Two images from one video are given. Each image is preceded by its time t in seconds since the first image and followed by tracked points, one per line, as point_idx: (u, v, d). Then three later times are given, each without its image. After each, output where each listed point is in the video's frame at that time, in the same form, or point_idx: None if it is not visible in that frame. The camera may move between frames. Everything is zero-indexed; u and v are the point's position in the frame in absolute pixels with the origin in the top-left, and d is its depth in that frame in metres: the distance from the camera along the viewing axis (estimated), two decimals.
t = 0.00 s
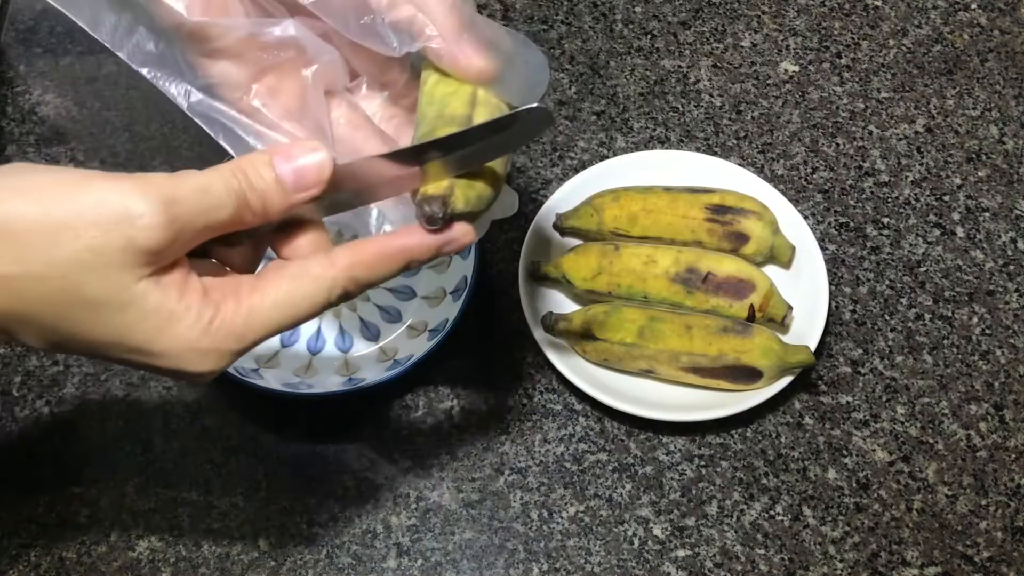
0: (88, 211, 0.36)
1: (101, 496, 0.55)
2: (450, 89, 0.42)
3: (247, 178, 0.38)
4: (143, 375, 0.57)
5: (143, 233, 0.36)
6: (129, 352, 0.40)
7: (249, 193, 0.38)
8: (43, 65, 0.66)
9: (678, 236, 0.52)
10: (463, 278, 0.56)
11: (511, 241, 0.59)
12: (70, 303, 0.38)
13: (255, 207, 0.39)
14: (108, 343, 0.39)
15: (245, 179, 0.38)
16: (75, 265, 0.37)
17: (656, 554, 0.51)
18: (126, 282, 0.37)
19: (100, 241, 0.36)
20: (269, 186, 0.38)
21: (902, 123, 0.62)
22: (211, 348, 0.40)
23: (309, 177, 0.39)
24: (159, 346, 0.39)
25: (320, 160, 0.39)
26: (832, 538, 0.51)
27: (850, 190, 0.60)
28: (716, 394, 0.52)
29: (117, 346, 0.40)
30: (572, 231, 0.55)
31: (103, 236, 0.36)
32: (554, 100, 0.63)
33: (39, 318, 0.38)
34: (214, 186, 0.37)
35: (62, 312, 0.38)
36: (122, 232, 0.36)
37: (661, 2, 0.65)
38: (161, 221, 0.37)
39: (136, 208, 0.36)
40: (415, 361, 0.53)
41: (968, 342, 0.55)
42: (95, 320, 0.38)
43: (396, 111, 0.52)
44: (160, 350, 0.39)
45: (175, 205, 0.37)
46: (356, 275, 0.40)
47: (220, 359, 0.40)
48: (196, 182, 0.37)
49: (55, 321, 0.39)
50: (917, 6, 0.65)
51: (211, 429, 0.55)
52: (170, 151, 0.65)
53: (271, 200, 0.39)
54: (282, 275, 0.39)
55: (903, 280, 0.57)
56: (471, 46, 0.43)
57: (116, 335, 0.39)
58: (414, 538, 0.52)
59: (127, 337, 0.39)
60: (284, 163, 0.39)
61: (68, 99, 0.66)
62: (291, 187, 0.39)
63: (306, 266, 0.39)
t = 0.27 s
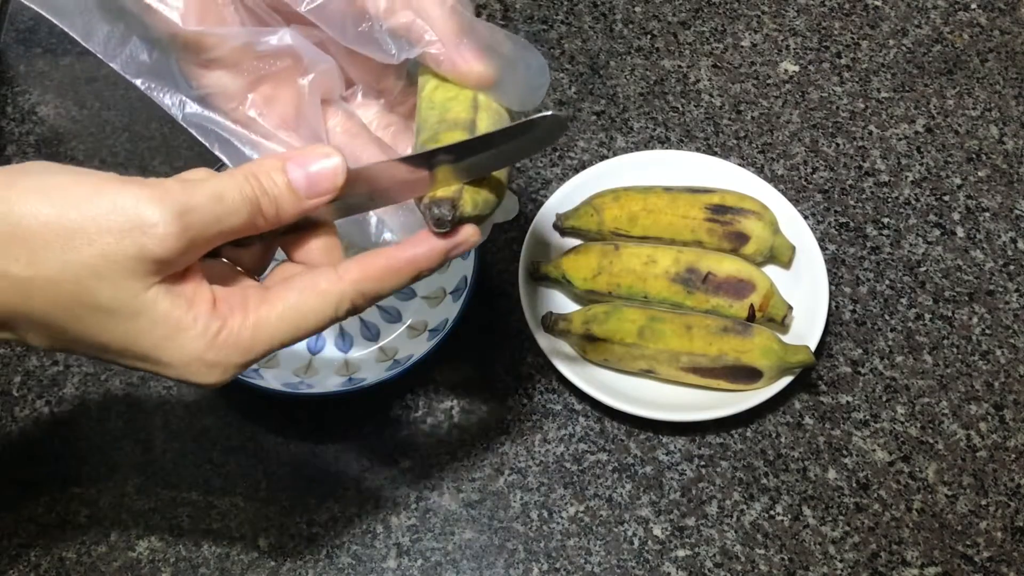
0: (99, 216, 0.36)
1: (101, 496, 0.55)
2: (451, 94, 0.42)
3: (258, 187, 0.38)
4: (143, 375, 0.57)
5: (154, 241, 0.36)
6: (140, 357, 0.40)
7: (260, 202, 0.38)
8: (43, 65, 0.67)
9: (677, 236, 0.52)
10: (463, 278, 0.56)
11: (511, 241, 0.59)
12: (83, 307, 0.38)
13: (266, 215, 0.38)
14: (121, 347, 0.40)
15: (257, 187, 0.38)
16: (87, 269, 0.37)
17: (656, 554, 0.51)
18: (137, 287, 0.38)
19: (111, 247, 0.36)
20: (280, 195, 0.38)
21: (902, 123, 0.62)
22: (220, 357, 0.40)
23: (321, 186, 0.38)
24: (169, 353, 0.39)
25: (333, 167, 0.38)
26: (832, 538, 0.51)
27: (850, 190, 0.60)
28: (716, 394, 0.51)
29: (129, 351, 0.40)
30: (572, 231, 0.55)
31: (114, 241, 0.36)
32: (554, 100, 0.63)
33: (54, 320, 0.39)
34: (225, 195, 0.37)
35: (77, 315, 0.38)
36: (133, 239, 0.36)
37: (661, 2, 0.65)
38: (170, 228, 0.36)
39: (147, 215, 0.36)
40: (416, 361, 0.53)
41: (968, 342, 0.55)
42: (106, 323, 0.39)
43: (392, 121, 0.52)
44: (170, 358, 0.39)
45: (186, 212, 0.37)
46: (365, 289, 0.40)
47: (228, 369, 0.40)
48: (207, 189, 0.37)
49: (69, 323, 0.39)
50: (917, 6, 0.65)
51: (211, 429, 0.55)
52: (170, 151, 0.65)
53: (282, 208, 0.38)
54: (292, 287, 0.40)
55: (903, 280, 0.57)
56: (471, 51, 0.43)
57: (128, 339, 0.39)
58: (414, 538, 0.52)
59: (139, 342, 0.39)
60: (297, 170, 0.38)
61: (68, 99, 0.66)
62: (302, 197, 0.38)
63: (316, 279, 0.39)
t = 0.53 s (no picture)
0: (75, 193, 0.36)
1: (101, 496, 0.55)
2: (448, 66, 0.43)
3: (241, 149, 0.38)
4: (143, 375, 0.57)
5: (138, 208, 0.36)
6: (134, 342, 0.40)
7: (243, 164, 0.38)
8: (43, 65, 0.67)
9: (678, 236, 0.52)
10: (463, 278, 0.56)
11: (511, 241, 0.59)
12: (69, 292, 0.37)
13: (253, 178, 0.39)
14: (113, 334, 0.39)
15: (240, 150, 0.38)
16: (66, 249, 0.36)
17: (656, 554, 0.51)
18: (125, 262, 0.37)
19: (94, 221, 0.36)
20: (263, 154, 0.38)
21: (902, 123, 0.62)
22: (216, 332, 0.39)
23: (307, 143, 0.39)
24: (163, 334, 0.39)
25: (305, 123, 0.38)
26: (832, 538, 0.51)
27: (850, 190, 0.60)
28: (717, 395, 0.52)
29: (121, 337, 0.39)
30: (572, 232, 0.55)
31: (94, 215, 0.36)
32: (554, 100, 0.63)
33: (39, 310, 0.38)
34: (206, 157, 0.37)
35: (60, 302, 0.38)
36: (114, 210, 0.36)
37: (661, 2, 0.65)
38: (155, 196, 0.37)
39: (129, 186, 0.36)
40: (416, 360, 0.53)
41: (968, 342, 0.55)
42: (93, 308, 0.38)
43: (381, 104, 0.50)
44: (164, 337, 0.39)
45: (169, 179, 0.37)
46: (363, 268, 0.40)
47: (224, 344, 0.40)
48: (189, 154, 0.37)
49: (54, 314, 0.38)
50: (917, 6, 0.65)
51: (211, 428, 0.55)
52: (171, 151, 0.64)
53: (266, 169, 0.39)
54: (289, 265, 0.39)
55: (903, 280, 0.57)
56: (468, 23, 0.43)
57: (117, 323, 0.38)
58: (414, 538, 0.52)
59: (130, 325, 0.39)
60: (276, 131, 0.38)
61: (68, 99, 0.66)
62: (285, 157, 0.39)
63: (313, 257, 0.39)
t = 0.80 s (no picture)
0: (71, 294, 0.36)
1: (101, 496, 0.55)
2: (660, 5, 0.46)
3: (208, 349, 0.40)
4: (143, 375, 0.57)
5: (124, 315, 0.37)
6: (101, 459, 0.37)
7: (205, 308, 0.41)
8: (43, 65, 0.67)
9: (678, 236, 0.52)
10: (463, 278, 0.56)
11: (511, 241, 0.60)
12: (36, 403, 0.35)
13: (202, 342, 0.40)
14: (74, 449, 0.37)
15: (204, 295, 0.41)
16: (62, 349, 0.36)
17: (656, 554, 0.51)
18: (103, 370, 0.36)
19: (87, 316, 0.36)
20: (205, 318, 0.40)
21: (902, 123, 0.62)
22: (185, 444, 0.38)
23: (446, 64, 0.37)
24: (132, 444, 0.37)
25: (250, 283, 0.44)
26: (831, 538, 0.51)
27: (850, 190, 0.60)
28: (717, 395, 0.52)
29: (87, 451, 0.37)
30: (573, 232, 0.56)
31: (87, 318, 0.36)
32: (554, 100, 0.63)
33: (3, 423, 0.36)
34: (187, 288, 0.40)
35: (26, 414, 0.36)
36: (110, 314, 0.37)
37: (661, 2, 0.65)
38: (145, 323, 0.38)
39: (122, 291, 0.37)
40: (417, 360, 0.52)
41: (968, 342, 0.55)
42: (62, 410, 0.36)
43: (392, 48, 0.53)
44: (132, 452, 0.37)
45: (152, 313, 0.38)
46: (294, 402, 0.42)
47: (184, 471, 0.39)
48: (163, 292, 0.39)
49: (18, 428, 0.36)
50: (917, 6, 0.65)
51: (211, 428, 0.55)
52: (170, 150, 0.64)
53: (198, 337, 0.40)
54: (234, 405, 0.40)
55: (903, 280, 0.57)
56: None
57: (78, 431, 0.36)
58: (415, 538, 0.52)
59: (93, 435, 0.36)
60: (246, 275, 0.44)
61: (68, 98, 0.66)
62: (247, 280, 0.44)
63: (252, 404, 0.40)
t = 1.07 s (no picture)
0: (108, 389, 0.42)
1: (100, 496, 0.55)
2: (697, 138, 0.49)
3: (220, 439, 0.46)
4: (143, 375, 0.57)
5: (153, 410, 0.42)
6: (121, 534, 0.40)
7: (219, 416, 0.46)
8: (44, 66, 0.67)
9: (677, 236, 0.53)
10: (463, 278, 0.56)
11: (511, 241, 0.60)
12: (74, 480, 0.39)
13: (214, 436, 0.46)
14: (100, 526, 0.40)
15: (217, 412, 0.46)
16: (104, 424, 0.40)
17: (656, 554, 0.51)
18: (134, 452, 0.41)
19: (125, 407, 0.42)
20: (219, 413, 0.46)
21: (902, 123, 0.62)
22: (201, 520, 0.41)
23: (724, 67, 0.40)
24: (155, 515, 0.40)
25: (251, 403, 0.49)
26: (832, 538, 0.51)
27: (850, 190, 0.60)
28: (717, 395, 0.52)
29: (112, 525, 0.40)
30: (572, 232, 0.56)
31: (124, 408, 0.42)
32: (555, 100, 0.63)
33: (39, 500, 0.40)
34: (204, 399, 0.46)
35: (62, 485, 0.39)
36: (148, 399, 0.43)
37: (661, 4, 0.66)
38: (171, 422, 0.43)
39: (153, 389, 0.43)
40: (418, 360, 0.52)
41: (968, 341, 0.55)
42: (96, 479, 0.39)
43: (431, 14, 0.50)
44: (155, 526, 0.40)
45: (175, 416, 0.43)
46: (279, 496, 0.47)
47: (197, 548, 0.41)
48: (189, 400, 0.45)
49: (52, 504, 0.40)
50: (917, 6, 0.66)
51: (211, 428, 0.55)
52: (171, 150, 0.64)
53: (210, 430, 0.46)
54: (236, 490, 0.44)
55: (903, 280, 0.57)
56: None
57: (105, 506, 0.39)
58: (414, 538, 0.52)
59: (116, 509, 0.40)
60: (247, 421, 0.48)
61: (68, 99, 0.66)
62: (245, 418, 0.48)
63: (250, 492, 0.45)
